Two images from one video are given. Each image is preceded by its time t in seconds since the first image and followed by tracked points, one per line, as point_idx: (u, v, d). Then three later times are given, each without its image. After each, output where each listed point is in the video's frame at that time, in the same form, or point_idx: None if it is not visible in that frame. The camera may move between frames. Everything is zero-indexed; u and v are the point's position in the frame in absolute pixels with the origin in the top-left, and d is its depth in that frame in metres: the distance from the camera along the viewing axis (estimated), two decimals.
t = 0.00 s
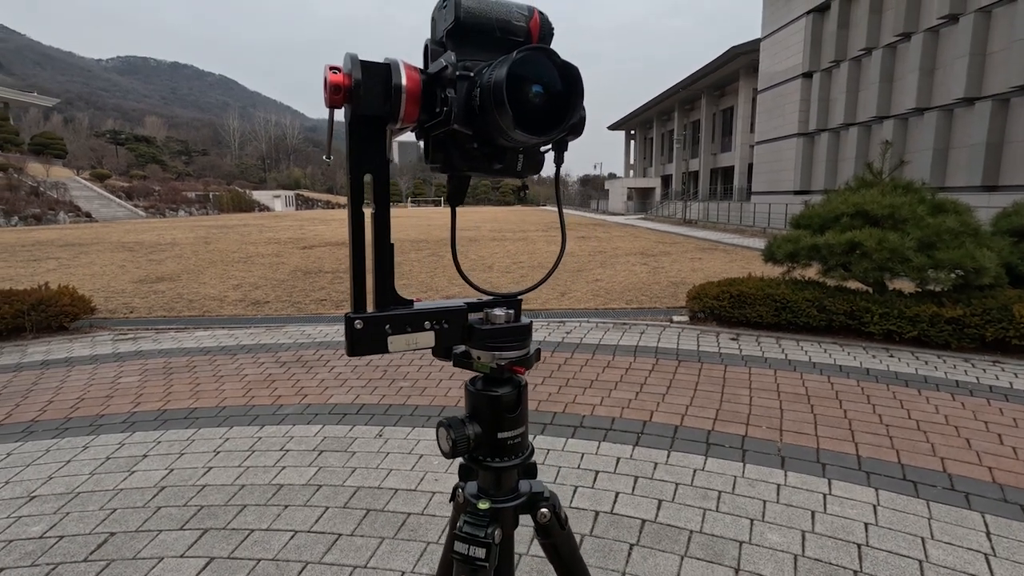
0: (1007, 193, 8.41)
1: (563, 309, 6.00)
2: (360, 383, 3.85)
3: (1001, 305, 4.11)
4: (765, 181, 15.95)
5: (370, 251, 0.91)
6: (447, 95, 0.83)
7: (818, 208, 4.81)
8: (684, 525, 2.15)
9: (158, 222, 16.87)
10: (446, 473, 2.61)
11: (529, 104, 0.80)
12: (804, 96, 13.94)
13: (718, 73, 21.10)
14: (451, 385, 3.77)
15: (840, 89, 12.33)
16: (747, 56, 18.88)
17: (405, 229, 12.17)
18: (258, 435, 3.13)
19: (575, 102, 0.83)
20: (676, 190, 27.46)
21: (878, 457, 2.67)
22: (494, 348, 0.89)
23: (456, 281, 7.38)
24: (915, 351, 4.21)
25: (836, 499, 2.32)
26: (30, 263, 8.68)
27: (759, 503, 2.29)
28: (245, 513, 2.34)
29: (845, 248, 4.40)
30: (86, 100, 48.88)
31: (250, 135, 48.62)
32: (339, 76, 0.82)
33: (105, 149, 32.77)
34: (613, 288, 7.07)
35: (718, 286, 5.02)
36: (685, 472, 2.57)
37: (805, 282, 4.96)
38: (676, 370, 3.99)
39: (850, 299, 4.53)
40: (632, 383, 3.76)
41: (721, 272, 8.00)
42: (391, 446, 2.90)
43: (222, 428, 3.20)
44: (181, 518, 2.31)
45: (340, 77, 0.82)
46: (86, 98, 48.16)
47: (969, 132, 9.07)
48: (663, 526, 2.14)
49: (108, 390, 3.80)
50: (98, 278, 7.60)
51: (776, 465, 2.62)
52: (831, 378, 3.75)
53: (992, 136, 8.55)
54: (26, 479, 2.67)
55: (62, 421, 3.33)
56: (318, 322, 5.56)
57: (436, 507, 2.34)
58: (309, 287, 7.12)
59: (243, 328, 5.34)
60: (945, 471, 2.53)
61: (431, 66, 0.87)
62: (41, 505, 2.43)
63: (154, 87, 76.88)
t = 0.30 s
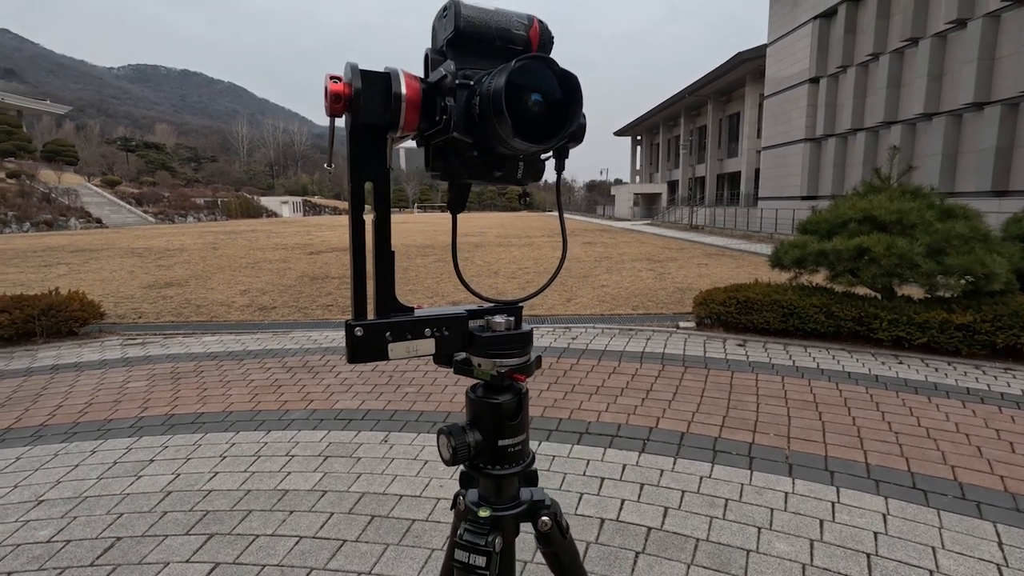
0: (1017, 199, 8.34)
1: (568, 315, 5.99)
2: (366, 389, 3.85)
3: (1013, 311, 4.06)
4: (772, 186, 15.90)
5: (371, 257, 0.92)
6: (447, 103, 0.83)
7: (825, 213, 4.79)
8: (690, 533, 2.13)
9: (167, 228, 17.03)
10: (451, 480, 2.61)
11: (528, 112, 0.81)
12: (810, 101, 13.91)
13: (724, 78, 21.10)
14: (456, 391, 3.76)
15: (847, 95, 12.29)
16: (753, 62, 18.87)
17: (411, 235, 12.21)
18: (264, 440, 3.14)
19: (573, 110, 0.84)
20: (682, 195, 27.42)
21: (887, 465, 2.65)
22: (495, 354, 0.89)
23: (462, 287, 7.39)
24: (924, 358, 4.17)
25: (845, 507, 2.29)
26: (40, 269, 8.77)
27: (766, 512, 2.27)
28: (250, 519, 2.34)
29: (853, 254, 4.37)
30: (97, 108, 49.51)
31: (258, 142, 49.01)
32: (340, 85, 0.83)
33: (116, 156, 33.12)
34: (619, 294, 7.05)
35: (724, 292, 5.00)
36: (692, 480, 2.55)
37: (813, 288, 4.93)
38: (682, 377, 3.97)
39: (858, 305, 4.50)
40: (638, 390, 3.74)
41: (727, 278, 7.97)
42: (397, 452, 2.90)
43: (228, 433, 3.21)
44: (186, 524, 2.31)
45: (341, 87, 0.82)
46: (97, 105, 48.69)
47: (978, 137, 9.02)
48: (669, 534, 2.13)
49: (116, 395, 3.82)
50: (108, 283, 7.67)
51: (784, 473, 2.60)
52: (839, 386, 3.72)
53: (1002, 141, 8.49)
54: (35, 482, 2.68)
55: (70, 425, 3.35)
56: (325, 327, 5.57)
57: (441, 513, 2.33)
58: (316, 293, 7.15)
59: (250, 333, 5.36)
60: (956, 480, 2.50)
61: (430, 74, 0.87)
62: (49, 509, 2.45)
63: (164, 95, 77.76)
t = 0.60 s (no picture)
0: None
1: (585, 326, 5.96)
2: (383, 398, 3.86)
3: None
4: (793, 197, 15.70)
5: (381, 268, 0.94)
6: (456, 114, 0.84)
7: (848, 224, 4.70)
8: (709, 550, 2.09)
9: (191, 238, 17.38)
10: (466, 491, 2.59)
11: (538, 122, 0.81)
12: (832, 111, 13.76)
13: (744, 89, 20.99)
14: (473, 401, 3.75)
15: (870, 104, 12.12)
16: (773, 71, 18.73)
17: (429, 245, 12.31)
18: (281, 448, 3.16)
19: (585, 118, 0.83)
20: (701, 205, 27.24)
21: (914, 483, 2.57)
22: (505, 367, 0.90)
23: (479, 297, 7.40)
24: (953, 372, 4.06)
25: (871, 526, 2.23)
26: (70, 277, 9.01)
27: (789, 529, 2.21)
28: (267, 527, 2.36)
29: (877, 265, 4.28)
30: (127, 121, 50.97)
31: (281, 154, 49.96)
32: (351, 97, 0.85)
33: (144, 168, 34.02)
34: (637, 305, 7.00)
35: (745, 303, 4.93)
36: (711, 495, 2.50)
37: (836, 300, 4.83)
38: (701, 390, 3.91)
39: (883, 317, 4.40)
40: (656, 402, 3.69)
41: (747, 289, 7.88)
42: (412, 463, 2.89)
43: (247, 441, 3.25)
44: (205, 531, 2.33)
45: (353, 99, 0.85)
46: (127, 119, 50.10)
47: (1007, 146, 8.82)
48: (688, 550, 2.09)
49: (140, 402, 3.89)
50: (134, 292, 7.84)
51: (807, 489, 2.54)
52: (863, 400, 3.63)
53: None
54: (59, 487, 2.73)
55: (95, 431, 3.42)
56: (343, 337, 5.62)
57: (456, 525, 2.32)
58: (335, 302, 7.22)
59: (270, 342, 5.43)
60: (988, 499, 2.42)
61: (442, 86, 0.89)
62: (72, 513, 2.49)
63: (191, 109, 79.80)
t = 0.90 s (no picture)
0: None
1: (609, 339, 5.91)
2: (405, 410, 3.89)
3: None
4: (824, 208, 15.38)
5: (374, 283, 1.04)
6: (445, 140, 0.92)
7: (881, 237, 4.58)
8: (732, 572, 2.03)
9: (224, 250, 17.82)
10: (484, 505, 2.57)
11: (525, 144, 0.91)
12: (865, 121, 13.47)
13: (773, 99, 20.73)
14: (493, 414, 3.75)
15: (904, 113, 11.84)
16: (803, 81, 18.45)
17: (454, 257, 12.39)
18: (303, 458, 3.20)
19: (568, 140, 0.93)
20: (729, 217, 26.87)
21: (952, 508, 2.46)
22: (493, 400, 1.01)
23: (503, 309, 7.42)
24: (995, 391, 3.89)
25: (905, 552, 2.14)
26: (109, 287, 9.32)
27: (816, 553, 2.14)
28: (287, 536, 2.38)
29: (912, 279, 4.15)
30: (167, 137, 52.83)
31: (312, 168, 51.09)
32: (339, 122, 0.92)
33: (181, 182, 35.16)
34: (662, 318, 6.92)
35: (772, 317, 4.83)
36: (736, 515, 2.44)
37: (868, 315, 4.70)
38: (726, 406, 3.82)
39: (919, 332, 4.26)
40: (679, 418, 3.63)
41: (776, 303, 7.72)
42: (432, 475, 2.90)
43: (271, 450, 3.30)
44: (227, 538, 2.37)
45: (341, 124, 0.92)
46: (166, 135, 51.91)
47: None
48: (709, 572, 2.03)
49: (170, 410, 3.99)
50: (168, 302, 8.07)
51: (837, 511, 2.45)
52: (898, 419, 3.50)
53: None
54: (91, 492, 2.81)
55: (127, 438, 3.52)
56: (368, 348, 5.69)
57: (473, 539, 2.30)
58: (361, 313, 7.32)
59: (297, 352, 5.53)
60: None
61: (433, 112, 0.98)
62: (102, 518, 2.56)
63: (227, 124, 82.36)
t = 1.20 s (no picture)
0: None
1: (630, 350, 5.84)
2: (423, 420, 3.89)
3: None
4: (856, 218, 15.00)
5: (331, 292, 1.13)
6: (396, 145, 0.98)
7: (914, 247, 4.44)
8: None
9: (255, 260, 18.23)
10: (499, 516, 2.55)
11: (475, 151, 0.95)
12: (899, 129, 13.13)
13: (803, 108, 20.40)
14: (512, 425, 3.73)
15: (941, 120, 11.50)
16: (834, 89, 18.11)
17: (478, 267, 12.45)
18: (322, 465, 3.23)
19: (517, 145, 0.97)
20: (758, 227, 26.42)
21: (989, 531, 2.35)
22: (453, 401, 1.08)
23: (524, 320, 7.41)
24: None
25: None
26: (144, 296, 9.61)
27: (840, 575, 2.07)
28: (302, 543, 2.41)
29: (948, 290, 4.00)
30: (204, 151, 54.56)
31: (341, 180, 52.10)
32: (293, 131, 1.03)
33: (216, 195, 36.23)
34: (686, 330, 6.82)
35: (799, 330, 4.71)
36: (756, 533, 2.37)
37: (901, 328, 4.55)
38: (750, 420, 3.73)
39: (955, 346, 4.11)
40: (701, 431, 3.56)
41: (805, 315, 7.54)
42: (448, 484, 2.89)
43: (291, 456, 3.34)
44: (245, 543, 2.41)
45: (295, 133, 1.03)
46: (203, 149, 53.70)
47: None
48: None
49: (196, 416, 4.08)
50: (199, 311, 8.27)
51: (864, 532, 2.36)
52: (932, 436, 3.37)
53: None
54: (118, 494, 2.89)
55: (154, 442, 3.61)
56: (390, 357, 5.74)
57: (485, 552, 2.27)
58: (385, 322, 7.40)
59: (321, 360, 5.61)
60: None
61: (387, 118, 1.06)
62: (126, 520, 2.62)
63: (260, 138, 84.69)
